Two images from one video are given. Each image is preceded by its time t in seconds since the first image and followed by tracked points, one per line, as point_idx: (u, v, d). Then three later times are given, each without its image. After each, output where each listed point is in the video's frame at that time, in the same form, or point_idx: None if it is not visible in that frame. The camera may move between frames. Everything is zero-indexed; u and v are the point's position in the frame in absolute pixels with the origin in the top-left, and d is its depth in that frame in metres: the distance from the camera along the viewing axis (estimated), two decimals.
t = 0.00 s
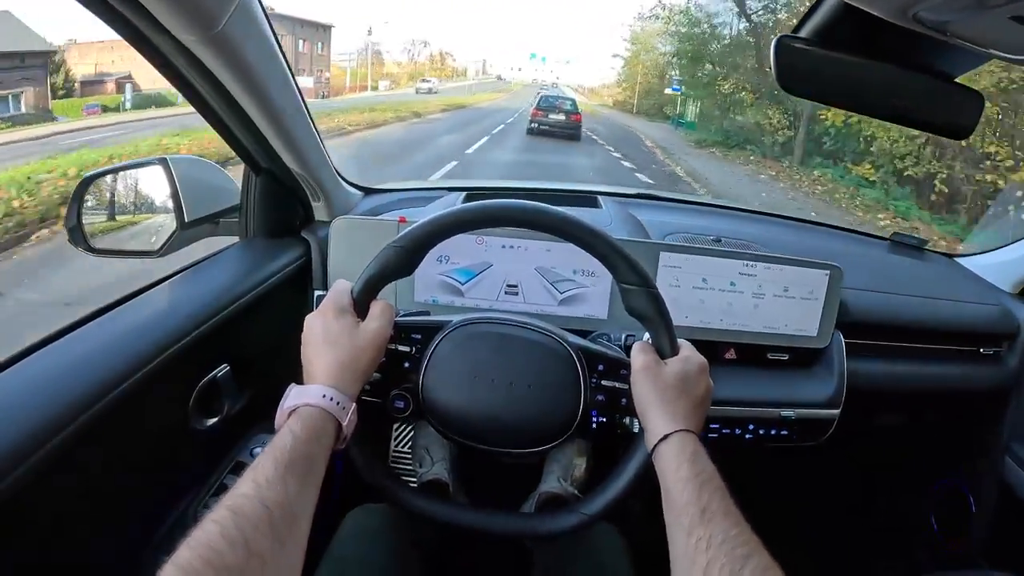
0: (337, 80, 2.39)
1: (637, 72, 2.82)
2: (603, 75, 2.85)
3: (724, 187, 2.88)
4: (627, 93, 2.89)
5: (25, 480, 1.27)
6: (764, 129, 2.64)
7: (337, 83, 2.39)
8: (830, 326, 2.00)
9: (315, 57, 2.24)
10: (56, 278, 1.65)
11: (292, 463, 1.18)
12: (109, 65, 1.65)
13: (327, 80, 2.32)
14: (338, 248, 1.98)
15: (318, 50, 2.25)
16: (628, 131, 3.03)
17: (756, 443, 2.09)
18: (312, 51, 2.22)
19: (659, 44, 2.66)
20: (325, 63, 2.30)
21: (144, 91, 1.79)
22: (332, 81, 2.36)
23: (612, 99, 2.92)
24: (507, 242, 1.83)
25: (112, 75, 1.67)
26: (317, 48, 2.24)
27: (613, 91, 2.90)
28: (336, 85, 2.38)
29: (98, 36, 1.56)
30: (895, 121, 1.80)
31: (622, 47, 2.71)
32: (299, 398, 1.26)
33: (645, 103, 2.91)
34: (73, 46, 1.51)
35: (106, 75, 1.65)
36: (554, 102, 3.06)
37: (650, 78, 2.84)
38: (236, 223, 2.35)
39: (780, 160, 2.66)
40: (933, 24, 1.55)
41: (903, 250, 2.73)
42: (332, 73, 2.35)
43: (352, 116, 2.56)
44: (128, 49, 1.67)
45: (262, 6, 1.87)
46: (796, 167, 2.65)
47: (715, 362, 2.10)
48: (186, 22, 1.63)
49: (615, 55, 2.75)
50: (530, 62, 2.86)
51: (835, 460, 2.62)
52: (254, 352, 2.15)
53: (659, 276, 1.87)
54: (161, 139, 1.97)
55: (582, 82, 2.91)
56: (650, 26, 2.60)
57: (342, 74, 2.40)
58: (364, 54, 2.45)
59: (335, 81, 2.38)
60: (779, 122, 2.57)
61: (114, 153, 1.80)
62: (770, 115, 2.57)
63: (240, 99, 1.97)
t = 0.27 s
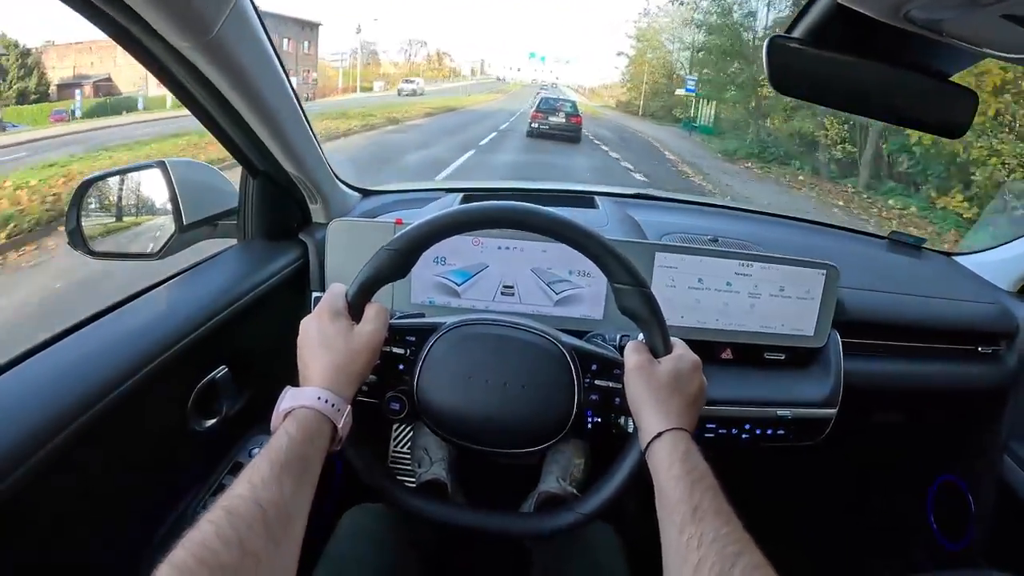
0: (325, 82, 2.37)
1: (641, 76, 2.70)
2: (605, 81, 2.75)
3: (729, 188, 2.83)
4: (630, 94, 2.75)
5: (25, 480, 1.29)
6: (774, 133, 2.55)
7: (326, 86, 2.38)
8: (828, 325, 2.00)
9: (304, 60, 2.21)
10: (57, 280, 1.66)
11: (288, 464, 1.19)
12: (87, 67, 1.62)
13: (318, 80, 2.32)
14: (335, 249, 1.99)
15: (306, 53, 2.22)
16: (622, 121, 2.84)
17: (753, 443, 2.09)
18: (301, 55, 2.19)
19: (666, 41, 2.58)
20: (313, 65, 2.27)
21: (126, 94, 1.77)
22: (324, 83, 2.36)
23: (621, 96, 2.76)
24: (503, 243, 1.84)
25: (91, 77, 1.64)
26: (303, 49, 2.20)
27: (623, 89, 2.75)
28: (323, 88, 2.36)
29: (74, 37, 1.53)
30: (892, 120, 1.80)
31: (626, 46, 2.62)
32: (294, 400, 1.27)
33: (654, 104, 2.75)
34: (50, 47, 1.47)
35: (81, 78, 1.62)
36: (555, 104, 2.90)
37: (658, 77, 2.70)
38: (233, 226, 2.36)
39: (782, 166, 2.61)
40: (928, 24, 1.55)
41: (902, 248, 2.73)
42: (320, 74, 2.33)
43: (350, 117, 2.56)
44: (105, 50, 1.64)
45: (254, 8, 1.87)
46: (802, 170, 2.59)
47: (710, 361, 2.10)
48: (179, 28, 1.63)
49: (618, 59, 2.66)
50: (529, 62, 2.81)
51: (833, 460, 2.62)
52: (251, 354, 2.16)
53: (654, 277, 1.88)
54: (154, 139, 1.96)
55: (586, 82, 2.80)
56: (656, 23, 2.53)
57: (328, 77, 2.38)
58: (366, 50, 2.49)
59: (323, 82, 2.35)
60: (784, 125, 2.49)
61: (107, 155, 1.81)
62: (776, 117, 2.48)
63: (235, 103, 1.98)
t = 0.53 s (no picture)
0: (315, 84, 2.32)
1: (644, 76, 2.67)
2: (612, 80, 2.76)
3: (735, 187, 2.83)
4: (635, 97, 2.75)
5: (38, 492, 1.31)
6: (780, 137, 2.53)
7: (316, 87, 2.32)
8: (827, 338, 2.01)
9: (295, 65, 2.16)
10: (66, 294, 1.69)
11: (294, 478, 1.21)
12: (65, 70, 1.51)
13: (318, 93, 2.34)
14: (338, 263, 2.01)
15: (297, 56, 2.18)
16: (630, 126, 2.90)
17: (753, 455, 2.11)
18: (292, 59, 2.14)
19: (675, 38, 2.53)
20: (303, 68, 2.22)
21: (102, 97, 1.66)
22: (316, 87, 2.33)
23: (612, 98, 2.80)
24: (506, 260, 1.87)
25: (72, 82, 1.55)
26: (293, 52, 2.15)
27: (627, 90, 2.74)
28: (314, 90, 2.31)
29: (56, 38, 1.44)
30: (889, 136, 1.82)
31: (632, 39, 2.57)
32: (300, 415, 1.29)
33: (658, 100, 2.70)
34: (27, 49, 1.38)
35: (60, 80, 1.51)
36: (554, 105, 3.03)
37: (668, 76, 2.62)
38: (239, 240, 2.39)
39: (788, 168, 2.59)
40: (923, 44, 1.57)
41: (900, 259, 2.75)
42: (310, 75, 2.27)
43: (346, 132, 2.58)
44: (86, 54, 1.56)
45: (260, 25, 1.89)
46: (803, 175, 2.59)
47: (711, 374, 2.13)
48: (189, 50, 1.66)
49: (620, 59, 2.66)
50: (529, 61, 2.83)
51: (832, 471, 2.65)
52: (256, 366, 2.18)
53: (655, 291, 1.90)
54: (158, 145, 1.98)
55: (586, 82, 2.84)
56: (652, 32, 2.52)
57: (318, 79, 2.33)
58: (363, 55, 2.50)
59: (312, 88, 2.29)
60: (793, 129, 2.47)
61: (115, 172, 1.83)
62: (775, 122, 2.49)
63: (240, 119, 2.00)
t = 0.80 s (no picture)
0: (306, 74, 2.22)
1: (647, 74, 2.66)
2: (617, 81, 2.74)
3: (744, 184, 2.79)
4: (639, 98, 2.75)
5: (35, 486, 1.30)
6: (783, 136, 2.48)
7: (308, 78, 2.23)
8: (830, 334, 2.01)
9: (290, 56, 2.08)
10: (65, 289, 1.67)
11: (297, 473, 1.20)
12: (41, 72, 1.47)
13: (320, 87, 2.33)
14: (340, 256, 2.00)
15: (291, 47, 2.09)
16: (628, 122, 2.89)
17: (756, 451, 2.10)
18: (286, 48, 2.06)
19: (686, 32, 2.52)
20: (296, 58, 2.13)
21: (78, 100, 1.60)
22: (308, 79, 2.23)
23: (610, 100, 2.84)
24: (509, 252, 1.85)
25: (45, 84, 1.50)
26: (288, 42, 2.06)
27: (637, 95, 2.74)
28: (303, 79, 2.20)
29: (28, 40, 1.39)
30: (895, 131, 1.81)
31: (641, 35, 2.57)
32: (303, 409, 1.28)
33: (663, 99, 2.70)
34: None
35: (30, 84, 1.45)
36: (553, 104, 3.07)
37: (679, 75, 2.61)
38: (239, 232, 2.38)
39: (794, 166, 2.54)
40: (932, 38, 1.56)
41: (902, 258, 2.74)
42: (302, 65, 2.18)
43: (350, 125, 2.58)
44: (63, 50, 1.50)
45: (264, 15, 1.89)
46: (808, 177, 2.56)
47: (714, 370, 2.13)
48: (196, 38, 1.66)
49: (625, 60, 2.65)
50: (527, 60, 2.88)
51: (834, 468, 2.65)
52: (256, 360, 2.17)
53: (659, 286, 1.89)
54: (155, 142, 1.99)
55: (586, 83, 2.87)
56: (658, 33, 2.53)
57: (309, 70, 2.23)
58: (365, 54, 2.53)
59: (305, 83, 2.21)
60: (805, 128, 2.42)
61: (112, 164, 1.82)
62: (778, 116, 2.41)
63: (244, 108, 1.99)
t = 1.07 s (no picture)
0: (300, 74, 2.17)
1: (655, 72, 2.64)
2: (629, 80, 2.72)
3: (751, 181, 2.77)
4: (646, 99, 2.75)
5: (36, 486, 1.30)
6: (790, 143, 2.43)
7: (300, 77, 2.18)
8: (829, 336, 2.02)
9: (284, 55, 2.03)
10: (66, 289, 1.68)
11: (297, 474, 1.21)
12: (13, 74, 1.40)
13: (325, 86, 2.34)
14: (341, 258, 2.01)
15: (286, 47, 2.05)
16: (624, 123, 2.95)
17: (754, 454, 2.11)
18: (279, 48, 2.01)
19: (697, 28, 2.45)
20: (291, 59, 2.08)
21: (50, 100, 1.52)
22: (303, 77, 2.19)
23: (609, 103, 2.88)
24: (510, 255, 1.86)
25: (21, 85, 1.42)
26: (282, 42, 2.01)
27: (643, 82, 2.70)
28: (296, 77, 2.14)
29: None
30: (894, 136, 1.82)
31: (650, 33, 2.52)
32: (303, 411, 1.29)
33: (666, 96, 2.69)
34: None
35: (3, 86, 1.35)
36: (553, 104, 3.09)
37: (691, 73, 2.57)
38: (240, 234, 2.38)
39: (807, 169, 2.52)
40: (932, 45, 1.57)
41: (900, 262, 2.76)
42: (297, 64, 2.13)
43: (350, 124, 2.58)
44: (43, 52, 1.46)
45: (268, 17, 1.89)
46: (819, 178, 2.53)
47: (713, 373, 2.12)
48: (198, 40, 1.67)
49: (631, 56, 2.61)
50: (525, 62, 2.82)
51: (833, 472, 2.66)
52: (257, 360, 2.18)
53: (659, 289, 1.90)
54: (156, 143, 2.00)
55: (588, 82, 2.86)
56: (663, 37, 2.50)
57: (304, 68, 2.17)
58: (365, 54, 2.53)
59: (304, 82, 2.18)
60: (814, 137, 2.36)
61: (113, 165, 1.83)
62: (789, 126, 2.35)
63: (245, 109, 1.99)
